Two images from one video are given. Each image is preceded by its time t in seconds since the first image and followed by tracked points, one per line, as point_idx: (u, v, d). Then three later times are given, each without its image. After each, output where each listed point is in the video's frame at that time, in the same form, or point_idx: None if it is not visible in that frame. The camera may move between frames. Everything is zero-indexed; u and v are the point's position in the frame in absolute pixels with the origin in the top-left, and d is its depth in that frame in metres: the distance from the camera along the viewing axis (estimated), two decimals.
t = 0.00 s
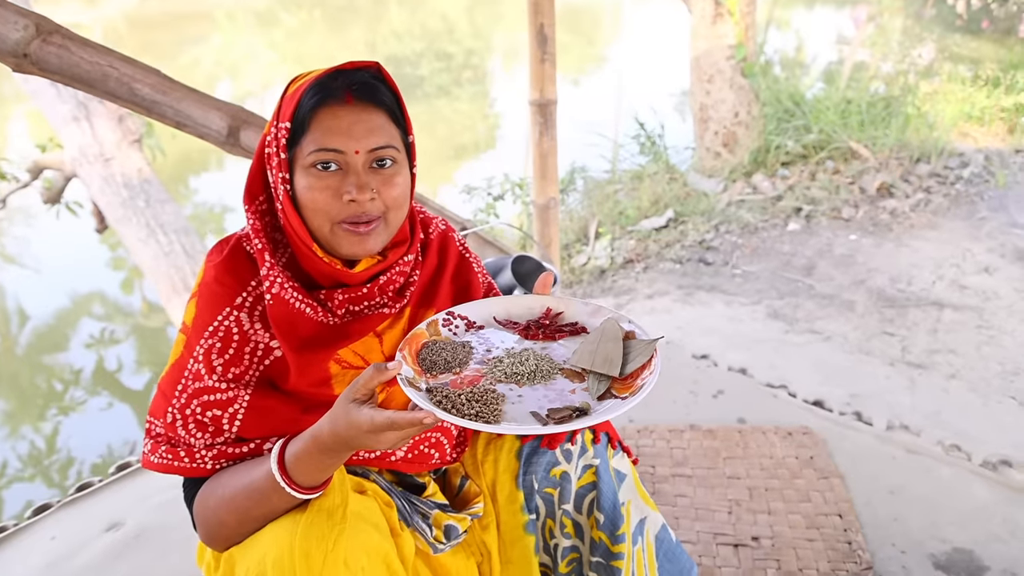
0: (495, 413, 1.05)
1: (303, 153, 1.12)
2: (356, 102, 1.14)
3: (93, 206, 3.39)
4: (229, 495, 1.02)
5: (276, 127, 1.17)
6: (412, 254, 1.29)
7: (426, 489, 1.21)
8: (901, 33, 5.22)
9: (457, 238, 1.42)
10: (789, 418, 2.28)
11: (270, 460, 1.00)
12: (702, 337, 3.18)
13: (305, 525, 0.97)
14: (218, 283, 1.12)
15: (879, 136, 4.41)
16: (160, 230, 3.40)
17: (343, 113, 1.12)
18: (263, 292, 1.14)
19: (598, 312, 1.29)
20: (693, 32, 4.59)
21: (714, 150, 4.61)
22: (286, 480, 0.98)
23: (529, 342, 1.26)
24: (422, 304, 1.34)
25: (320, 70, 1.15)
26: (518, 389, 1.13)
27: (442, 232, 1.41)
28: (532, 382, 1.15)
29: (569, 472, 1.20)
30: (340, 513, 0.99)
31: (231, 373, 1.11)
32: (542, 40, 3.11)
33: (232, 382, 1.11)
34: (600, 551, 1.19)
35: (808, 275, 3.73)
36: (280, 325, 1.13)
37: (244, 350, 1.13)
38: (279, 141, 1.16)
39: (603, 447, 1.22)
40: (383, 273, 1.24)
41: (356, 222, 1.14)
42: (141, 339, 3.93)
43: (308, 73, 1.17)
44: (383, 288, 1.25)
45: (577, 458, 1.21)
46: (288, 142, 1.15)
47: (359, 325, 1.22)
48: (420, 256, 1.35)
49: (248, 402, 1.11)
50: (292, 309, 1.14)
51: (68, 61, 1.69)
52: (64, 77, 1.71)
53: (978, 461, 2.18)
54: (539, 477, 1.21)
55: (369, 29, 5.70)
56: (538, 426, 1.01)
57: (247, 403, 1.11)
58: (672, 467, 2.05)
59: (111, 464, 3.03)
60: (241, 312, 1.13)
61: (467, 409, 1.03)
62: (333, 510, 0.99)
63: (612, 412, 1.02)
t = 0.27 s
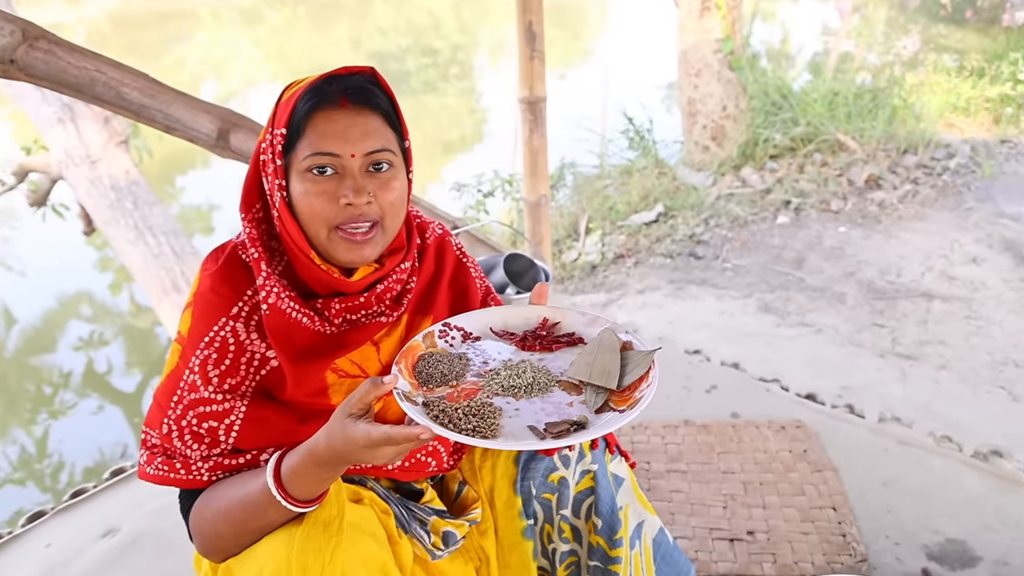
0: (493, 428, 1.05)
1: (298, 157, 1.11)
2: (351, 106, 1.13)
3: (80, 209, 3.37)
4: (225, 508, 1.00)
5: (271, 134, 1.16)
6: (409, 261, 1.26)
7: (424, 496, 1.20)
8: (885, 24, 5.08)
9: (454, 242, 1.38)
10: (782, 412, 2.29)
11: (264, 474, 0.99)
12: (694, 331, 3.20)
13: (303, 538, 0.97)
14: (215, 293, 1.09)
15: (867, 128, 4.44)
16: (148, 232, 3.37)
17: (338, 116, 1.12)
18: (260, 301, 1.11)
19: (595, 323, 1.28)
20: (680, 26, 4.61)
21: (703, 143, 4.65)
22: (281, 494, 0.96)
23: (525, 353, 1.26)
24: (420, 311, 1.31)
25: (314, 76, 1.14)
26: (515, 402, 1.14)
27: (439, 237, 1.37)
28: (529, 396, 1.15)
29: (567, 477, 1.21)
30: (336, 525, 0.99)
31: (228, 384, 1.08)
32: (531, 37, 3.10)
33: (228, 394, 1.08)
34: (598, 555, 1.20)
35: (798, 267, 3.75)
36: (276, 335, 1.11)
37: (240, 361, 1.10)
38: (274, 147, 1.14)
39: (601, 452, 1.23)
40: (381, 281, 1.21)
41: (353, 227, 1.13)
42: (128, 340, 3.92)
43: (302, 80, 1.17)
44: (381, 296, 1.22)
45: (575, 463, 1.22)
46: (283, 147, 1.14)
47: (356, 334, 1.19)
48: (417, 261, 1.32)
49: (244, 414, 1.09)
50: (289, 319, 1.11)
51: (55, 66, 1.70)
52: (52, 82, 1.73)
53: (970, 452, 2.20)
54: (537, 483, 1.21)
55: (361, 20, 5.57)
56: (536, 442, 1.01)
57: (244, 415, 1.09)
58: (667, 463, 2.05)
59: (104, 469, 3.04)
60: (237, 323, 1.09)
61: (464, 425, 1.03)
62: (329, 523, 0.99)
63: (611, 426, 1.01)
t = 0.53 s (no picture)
0: (481, 430, 1.02)
1: (295, 155, 1.06)
2: (350, 102, 1.08)
3: (72, 204, 3.34)
4: (213, 508, 0.98)
5: (265, 128, 1.10)
6: (402, 256, 1.23)
7: (418, 493, 1.18)
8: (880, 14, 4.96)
9: (448, 237, 1.35)
10: (777, 405, 2.28)
11: (253, 475, 0.97)
12: (689, 324, 3.18)
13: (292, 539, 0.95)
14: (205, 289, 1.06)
15: (862, 118, 4.42)
16: (141, 228, 3.28)
17: (336, 113, 1.06)
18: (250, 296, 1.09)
19: (586, 323, 1.27)
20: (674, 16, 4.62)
21: (697, 135, 4.68)
22: (269, 495, 0.94)
23: (515, 354, 1.24)
24: (413, 306, 1.28)
25: (311, 70, 1.08)
26: (503, 403, 1.12)
27: (432, 231, 1.33)
28: (518, 397, 1.13)
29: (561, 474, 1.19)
30: (325, 524, 0.97)
31: (217, 381, 1.06)
32: (524, 29, 3.09)
33: (218, 390, 1.06)
34: (592, 553, 1.19)
35: (794, 259, 3.74)
36: (267, 330, 1.08)
37: (230, 357, 1.07)
38: (268, 143, 1.08)
39: (595, 448, 1.21)
40: (374, 277, 1.18)
41: (350, 226, 1.08)
42: (126, 336, 3.88)
43: (297, 73, 1.11)
44: (375, 292, 1.19)
45: (569, 460, 1.19)
46: (278, 143, 1.08)
47: (348, 330, 1.16)
48: (410, 255, 1.28)
49: (235, 411, 1.06)
50: (280, 315, 1.08)
51: (42, 62, 1.71)
52: (41, 78, 1.74)
53: (967, 444, 2.20)
54: (531, 480, 1.19)
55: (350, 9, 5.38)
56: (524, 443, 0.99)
57: (234, 412, 1.06)
58: (663, 456, 2.04)
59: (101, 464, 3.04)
60: (227, 318, 1.07)
61: (452, 426, 1.00)
62: (318, 523, 0.97)
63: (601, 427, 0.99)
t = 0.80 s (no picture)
0: (496, 421, 0.99)
1: (320, 134, 1.04)
2: (378, 84, 1.06)
3: (107, 183, 3.37)
4: (223, 492, 0.98)
5: (290, 106, 1.08)
6: (421, 242, 1.21)
7: (430, 484, 1.17)
8: (930, 10, 4.87)
9: (468, 223, 1.34)
10: (804, 408, 2.23)
11: (263, 458, 0.97)
12: (717, 322, 3.13)
13: (299, 525, 0.93)
14: (219, 269, 1.06)
15: (905, 117, 4.29)
16: (173, 209, 3.38)
17: (365, 94, 1.04)
18: (265, 279, 1.08)
19: (605, 314, 1.25)
20: (713, 9, 4.56)
21: (733, 131, 4.60)
22: (277, 482, 0.94)
23: (533, 344, 1.22)
24: (431, 294, 1.27)
25: (341, 47, 1.06)
26: (520, 395, 1.09)
27: (452, 217, 1.32)
28: (535, 388, 1.10)
29: (576, 469, 1.16)
30: (334, 513, 0.95)
31: (229, 363, 1.05)
32: (556, 16, 3.06)
33: (230, 372, 1.05)
34: (606, 550, 1.16)
35: (827, 260, 3.65)
36: (282, 314, 1.07)
37: (243, 339, 1.06)
38: (293, 121, 1.07)
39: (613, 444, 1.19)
40: (392, 262, 1.17)
41: (371, 210, 1.06)
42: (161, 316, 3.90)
43: (325, 50, 1.09)
44: (391, 277, 1.18)
45: (585, 455, 1.16)
46: (303, 122, 1.06)
47: (364, 315, 1.15)
48: (430, 242, 1.27)
49: (246, 394, 1.05)
50: (295, 297, 1.07)
51: (69, 37, 1.67)
52: (66, 53, 1.69)
53: (1003, 457, 2.12)
54: (545, 474, 1.17)
55: None
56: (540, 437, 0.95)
57: (246, 395, 1.05)
58: (683, 455, 2.01)
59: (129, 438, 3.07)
60: (240, 300, 1.06)
61: (466, 417, 0.98)
62: (327, 512, 0.96)
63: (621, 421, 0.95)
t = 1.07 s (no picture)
0: (494, 412, 0.96)
1: (330, 107, 1.02)
2: (392, 60, 1.03)
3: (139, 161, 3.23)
4: (217, 475, 0.97)
5: (304, 79, 1.06)
6: (431, 229, 1.19)
7: (430, 476, 1.15)
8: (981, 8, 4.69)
9: (483, 212, 1.32)
10: (824, 414, 2.17)
11: (258, 443, 0.96)
12: (741, 321, 3.06)
13: (292, 514, 0.92)
14: (223, 249, 1.04)
15: (948, 119, 4.16)
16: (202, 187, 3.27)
17: (378, 68, 1.02)
18: (270, 260, 1.06)
19: (618, 308, 1.21)
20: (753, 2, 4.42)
21: (768, 127, 4.51)
22: (271, 469, 0.93)
23: (540, 334, 1.19)
24: (440, 282, 1.25)
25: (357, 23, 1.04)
26: (522, 385, 1.05)
27: (466, 205, 1.30)
28: (538, 379, 1.07)
29: (581, 468, 1.14)
30: (328, 505, 0.94)
31: (231, 345, 1.04)
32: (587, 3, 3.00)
33: (231, 354, 1.04)
34: (608, 553, 1.14)
35: (859, 262, 3.55)
36: (286, 296, 1.06)
37: (246, 321, 1.05)
38: (305, 95, 1.05)
39: (619, 445, 1.17)
40: (399, 248, 1.14)
41: (379, 188, 1.04)
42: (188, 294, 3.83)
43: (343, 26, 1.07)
44: (399, 263, 1.15)
45: (590, 455, 1.15)
46: (315, 96, 1.04)
47: (370, 300, 1.13)
48: (442, 229, 1.25)
49: (246, 376, 1.04)
50: (299, 280, 1.05)
51: (89, 9, 1.66)
52: (85, 26, 1.68)
53: None
54: (548, 471, 1.15)
55: None
56: (537, 430, 0.92)
57: (245, 378, 1.04)
58: (697, 456, 1.97)
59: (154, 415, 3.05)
60: (244, 281, 1.04)
61: (463, 405, 0.94)
62: (320, 502, 0.95)
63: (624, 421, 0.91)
